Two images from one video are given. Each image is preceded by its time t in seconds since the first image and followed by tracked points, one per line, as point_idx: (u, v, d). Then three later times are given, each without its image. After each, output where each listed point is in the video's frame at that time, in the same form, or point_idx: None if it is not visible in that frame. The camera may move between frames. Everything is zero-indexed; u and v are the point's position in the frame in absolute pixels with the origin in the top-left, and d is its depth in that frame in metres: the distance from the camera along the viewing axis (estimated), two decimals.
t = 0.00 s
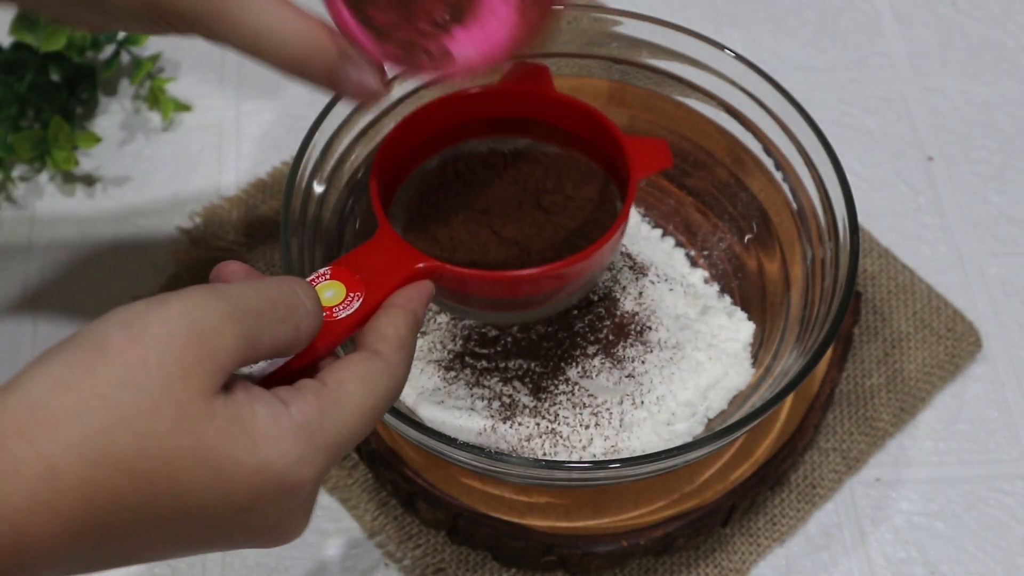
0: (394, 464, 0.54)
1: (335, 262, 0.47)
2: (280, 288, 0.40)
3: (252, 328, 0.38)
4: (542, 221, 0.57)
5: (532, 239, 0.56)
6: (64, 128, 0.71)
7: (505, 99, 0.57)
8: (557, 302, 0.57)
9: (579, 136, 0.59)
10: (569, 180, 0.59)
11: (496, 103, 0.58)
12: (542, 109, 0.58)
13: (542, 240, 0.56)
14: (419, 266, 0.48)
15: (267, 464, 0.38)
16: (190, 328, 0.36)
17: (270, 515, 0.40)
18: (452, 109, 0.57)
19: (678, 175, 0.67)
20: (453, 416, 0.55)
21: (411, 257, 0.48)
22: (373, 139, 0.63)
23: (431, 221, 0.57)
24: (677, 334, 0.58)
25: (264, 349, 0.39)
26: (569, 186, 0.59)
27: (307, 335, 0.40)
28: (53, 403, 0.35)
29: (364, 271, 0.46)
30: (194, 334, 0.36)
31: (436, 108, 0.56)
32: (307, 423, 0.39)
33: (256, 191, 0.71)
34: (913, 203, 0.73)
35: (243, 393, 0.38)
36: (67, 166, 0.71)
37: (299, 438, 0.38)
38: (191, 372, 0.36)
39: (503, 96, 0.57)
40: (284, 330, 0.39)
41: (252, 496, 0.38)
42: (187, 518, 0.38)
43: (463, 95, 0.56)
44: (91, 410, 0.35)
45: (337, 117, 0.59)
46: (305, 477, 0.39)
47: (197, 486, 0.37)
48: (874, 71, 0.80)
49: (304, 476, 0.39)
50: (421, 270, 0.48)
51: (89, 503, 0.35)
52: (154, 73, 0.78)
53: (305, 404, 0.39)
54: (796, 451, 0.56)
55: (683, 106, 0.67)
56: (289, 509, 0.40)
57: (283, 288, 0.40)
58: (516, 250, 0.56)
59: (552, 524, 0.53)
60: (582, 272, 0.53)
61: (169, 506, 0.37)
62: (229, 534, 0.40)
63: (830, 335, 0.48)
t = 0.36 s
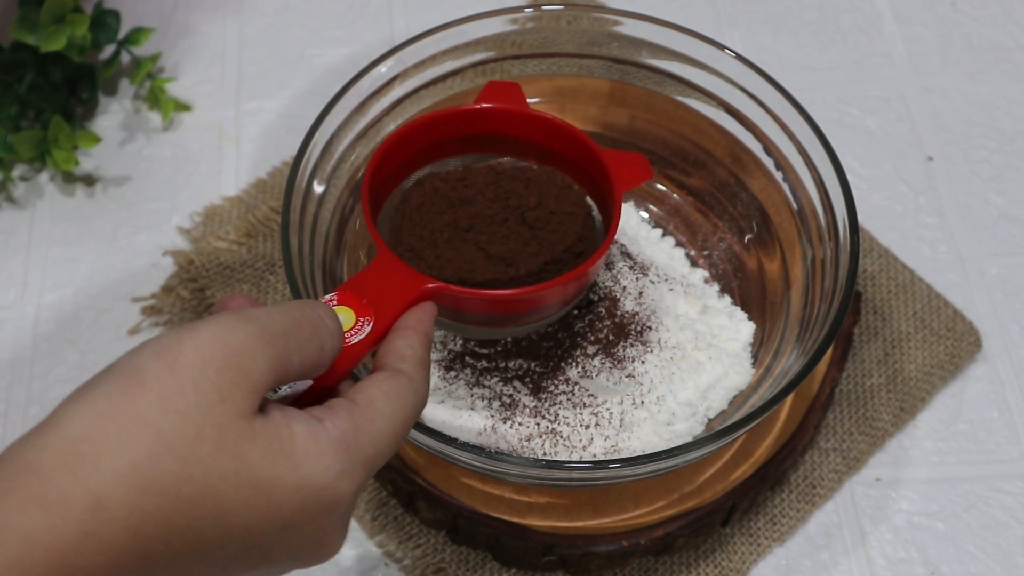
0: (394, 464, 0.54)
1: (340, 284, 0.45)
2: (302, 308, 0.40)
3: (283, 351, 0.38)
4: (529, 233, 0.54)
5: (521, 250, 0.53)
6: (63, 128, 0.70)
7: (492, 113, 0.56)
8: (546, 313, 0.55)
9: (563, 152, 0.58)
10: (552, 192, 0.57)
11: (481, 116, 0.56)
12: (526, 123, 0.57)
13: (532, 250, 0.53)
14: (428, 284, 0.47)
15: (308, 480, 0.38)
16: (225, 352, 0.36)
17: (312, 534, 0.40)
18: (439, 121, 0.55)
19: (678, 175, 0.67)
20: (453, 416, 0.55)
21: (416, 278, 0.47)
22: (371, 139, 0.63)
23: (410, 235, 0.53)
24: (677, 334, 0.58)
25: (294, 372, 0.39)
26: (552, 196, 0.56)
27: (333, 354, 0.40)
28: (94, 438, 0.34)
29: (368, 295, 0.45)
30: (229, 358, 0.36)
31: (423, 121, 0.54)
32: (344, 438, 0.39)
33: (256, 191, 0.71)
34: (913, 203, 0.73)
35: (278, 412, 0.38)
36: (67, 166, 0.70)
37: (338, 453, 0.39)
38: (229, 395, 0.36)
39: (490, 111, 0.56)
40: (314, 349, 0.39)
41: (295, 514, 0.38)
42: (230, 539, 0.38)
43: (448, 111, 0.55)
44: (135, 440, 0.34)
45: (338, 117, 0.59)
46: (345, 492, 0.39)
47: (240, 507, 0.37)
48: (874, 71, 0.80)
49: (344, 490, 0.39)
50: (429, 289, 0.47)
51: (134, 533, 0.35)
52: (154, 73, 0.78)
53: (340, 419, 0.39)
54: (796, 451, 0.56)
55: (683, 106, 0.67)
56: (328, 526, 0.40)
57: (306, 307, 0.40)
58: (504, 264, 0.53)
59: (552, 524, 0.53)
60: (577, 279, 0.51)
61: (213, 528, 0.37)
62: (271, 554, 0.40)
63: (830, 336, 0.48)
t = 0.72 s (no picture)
0: (394, 464, 0.54)
1: (380, 269, 0.47)
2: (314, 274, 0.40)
3: (280, 307, 0.38)
4: (589, 259, 0.55)
5: (576, 274, 0.54)
6: (64, 128, 0.70)
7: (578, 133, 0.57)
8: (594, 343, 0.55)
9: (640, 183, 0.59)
10: (622, 225, 0.57)
11: (566, 135, 0.58)
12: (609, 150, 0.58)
13: (587, 279, 0.54)
14: (459, 288, 0.47)
15: (277, 440, 0.37)
16: (222, 296, 0.37)
17: (276, 494, 0.39)
18: (522, 131, 0.57)
19: (678, 174, 0.66)
20: (453, 416, 0.54)
21: (452, 279, 0.47)
22: (371, 139, 0.63)
23: (476, 239, 0.55)
24: (677, 334, 0.58)
25: (290, 330, 0.39)
26: (623, 229, 0.57)
27: (336, 323, 0.40)
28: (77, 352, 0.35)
29: (405, 285, 0.46)
30: (223, 303, 0.37)
31: (504, 128, 0.56)
32: (324, 408, 0.38)
33: (257, 191, 0.71)
34: (912, 203, 0.73)
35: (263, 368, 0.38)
36: (67, 166, 0.70)
37: (313, 420, 0.38)
38: (216, 339, 0.36)
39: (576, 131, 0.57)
40: (315, 312, 0.39)
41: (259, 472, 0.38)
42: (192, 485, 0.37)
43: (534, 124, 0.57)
44: (115, 364, 0.35)
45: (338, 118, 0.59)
46: (313, 460, 0.38)
47: (207, 453, 0.36)
48: (874, 71, 0.80)
49: (312, 458, 0.38)
50: (460, 293, 0.47)
51: (97, 455, 0.35)
52: (154, 73, 0.78)
53: (325, 391, 0.39)
54: (796, 451, 0.56)
55: (682, 106, 0.67)
56: (292, 489, 0.39)
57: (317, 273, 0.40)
58: (559, 286, 0.54)
59: (552, 524, 0.53)
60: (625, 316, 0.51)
61: (176, 469, 0.36)
62: (231, 509, 0.39)
63: (829, 336, 0.48)
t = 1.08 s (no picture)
0: (394, 464, 0.54)
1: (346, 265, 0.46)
2: (265, 259, 0.41)
3: (220, 288, 0.39)
4: (565, 273, 0.55)
5: (551, 287, 0.54)
6: (64, 129, 0.70)
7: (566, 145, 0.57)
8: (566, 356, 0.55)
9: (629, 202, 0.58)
10: (604, 242, 0.57)
11: (555, 147, 0.58)
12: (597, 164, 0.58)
13: (562, 294, 0.54)
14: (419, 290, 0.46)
15: (200, 417, 0.37)
16: (160, 272, 0.38)
17: (200, 474, 0.39)
18: (509, 140, 0.57)
19: (678, 174, 0.66)
20: (453, 416, 0.54)
21: (415, 280, 0.47)
22: (371, 139, 0.63)
23: (456, 245, 0.56)
24: (677, 334, 0.58)
25: (233, 311, 0.39)
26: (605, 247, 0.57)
27: (282, 309, 0.41)
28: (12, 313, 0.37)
29: (369, 282, 0.46)
30: (160, 279, 0.38)
31: (490, 136, 0.56)
32: (255, 393, 0.38)
33: (257, 191, 0.71)
34: (913, 203, 0.73)
35: (199, 346, 0.39)
36: (68, 166, 0.70)
37: (242, 403, 0.38)
38: (147, 314, 0.37)
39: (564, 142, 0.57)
40: (259, 296, 0.40)
41: (179, 449, 0.38)
42: (114, 455, 0.38)
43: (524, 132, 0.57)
44: (47, 329, 0.37)
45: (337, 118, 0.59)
46: (236, 442, 0.38)
47: (128, 424, 0.37)
48: (874, 71, 0.80)
49: (234, 440, 0.38)
50: (420, 295, 0.47)
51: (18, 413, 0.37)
52: (154, 73, 0.78)
53: (261, 376, 0.39)
54: (796, 451, 0.56)
55: (683, 106, 0.67)
56: (215, 473, 0.39)
57: (269, 259, 0.41)
58: (532, 298, 0.54)
59: (552, 524, 0.53)
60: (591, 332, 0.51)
61: (98, 435, 0.38)
62: (158, 486, 0.40)
63: (830, 336, 0.48)
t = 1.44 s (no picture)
0: (394, 464, 0.54)
1: (359, 261, 0.46)
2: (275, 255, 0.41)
3: (229, 285, 0.39)
4: (582, 274, 0.55)
5: (567, 287, 0.54)
6: (64, 129, 0.70)
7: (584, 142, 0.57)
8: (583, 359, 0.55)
9: (648, 201, 0.58)
10: (621, 242, 0.56)
11: (573, 145, 0.57)
12: (615, 163, 0.57)
13: (578, 295, 0.54)
14: (432, 288, 0.46)
15: (207, 413, 0.38)
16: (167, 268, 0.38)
17: (208, 468, 0.40)
18: (527, 137, 0.57)
19: (678, 174, 0.66)
20: (453, 416, 0.54)
21: (429, 277, 0.46)
22: (371, 139, 0.63)
23: (472, 243, 0.56)
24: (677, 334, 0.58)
25: (242, 309, 0.40)
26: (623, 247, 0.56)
27: (293, 307, 0.40)
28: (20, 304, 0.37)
29: (383, 279, 0.45)
30: (169, 273, 0.38)
31: (507, 133, 0.56)
32: (264, 389, 0.38)
33: (257, 191, 0.71)
34: (912, 203, 0.73)
35: (208, 341, 0.39)
36: (67, 166, 0.70)
37: (250, 399, 0.38)
38: (156, 309, 0.37)
39: (582, 139, 0.57)
40: (270, 292, 0.40)
41: (186, 443, 0.38)
42: (121, 447, 0.38)
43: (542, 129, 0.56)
44: (54, 321, 0.37)
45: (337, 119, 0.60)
46: (243, 438, 0.38)
47: (134, 418, 0.38)
48: (874, 71, 0.80)
49: (242, 436, 0.38)
50: (432, 293, 0.46)
51: (25, 405, 0.37)
52: (154, 73, 0.78)
53: (268, 372, 0.39)
54: (796, 451, 0.56)
55: (683, 106, 0.67)
56: (221, 467, 0.40)
57: (280, 257, 0.41)
58: (549, 298, 0.54)
59: (552, 524, 0.53)
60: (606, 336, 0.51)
61: (105, 428, 0.38)
62: (165, 479, 0.40)
63: (830, 336, 0.48)
